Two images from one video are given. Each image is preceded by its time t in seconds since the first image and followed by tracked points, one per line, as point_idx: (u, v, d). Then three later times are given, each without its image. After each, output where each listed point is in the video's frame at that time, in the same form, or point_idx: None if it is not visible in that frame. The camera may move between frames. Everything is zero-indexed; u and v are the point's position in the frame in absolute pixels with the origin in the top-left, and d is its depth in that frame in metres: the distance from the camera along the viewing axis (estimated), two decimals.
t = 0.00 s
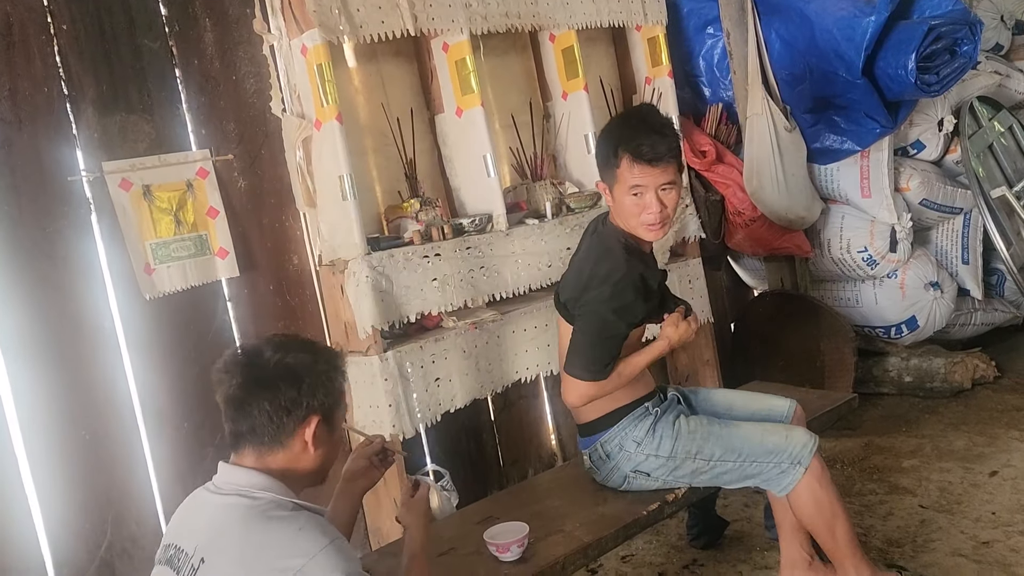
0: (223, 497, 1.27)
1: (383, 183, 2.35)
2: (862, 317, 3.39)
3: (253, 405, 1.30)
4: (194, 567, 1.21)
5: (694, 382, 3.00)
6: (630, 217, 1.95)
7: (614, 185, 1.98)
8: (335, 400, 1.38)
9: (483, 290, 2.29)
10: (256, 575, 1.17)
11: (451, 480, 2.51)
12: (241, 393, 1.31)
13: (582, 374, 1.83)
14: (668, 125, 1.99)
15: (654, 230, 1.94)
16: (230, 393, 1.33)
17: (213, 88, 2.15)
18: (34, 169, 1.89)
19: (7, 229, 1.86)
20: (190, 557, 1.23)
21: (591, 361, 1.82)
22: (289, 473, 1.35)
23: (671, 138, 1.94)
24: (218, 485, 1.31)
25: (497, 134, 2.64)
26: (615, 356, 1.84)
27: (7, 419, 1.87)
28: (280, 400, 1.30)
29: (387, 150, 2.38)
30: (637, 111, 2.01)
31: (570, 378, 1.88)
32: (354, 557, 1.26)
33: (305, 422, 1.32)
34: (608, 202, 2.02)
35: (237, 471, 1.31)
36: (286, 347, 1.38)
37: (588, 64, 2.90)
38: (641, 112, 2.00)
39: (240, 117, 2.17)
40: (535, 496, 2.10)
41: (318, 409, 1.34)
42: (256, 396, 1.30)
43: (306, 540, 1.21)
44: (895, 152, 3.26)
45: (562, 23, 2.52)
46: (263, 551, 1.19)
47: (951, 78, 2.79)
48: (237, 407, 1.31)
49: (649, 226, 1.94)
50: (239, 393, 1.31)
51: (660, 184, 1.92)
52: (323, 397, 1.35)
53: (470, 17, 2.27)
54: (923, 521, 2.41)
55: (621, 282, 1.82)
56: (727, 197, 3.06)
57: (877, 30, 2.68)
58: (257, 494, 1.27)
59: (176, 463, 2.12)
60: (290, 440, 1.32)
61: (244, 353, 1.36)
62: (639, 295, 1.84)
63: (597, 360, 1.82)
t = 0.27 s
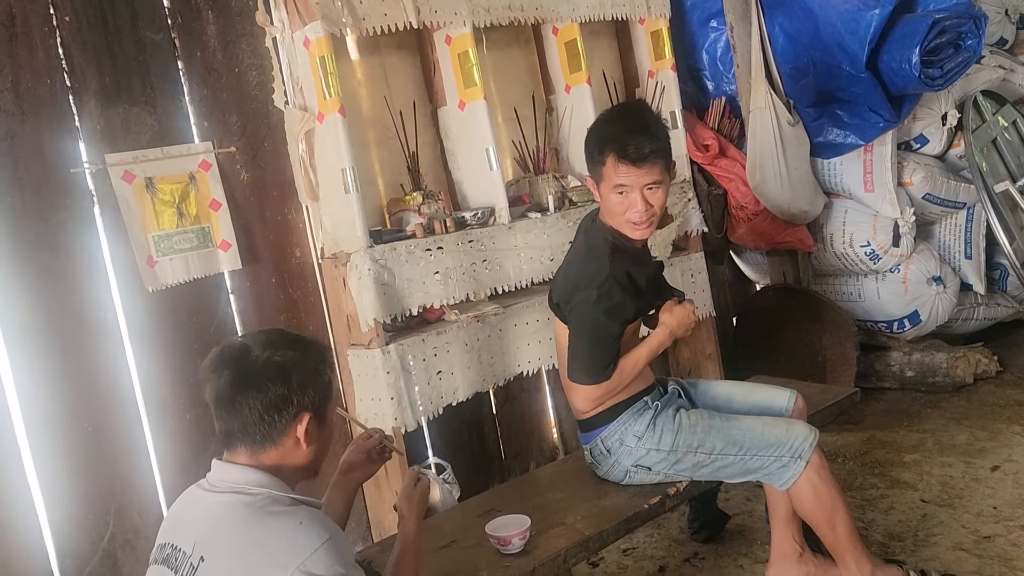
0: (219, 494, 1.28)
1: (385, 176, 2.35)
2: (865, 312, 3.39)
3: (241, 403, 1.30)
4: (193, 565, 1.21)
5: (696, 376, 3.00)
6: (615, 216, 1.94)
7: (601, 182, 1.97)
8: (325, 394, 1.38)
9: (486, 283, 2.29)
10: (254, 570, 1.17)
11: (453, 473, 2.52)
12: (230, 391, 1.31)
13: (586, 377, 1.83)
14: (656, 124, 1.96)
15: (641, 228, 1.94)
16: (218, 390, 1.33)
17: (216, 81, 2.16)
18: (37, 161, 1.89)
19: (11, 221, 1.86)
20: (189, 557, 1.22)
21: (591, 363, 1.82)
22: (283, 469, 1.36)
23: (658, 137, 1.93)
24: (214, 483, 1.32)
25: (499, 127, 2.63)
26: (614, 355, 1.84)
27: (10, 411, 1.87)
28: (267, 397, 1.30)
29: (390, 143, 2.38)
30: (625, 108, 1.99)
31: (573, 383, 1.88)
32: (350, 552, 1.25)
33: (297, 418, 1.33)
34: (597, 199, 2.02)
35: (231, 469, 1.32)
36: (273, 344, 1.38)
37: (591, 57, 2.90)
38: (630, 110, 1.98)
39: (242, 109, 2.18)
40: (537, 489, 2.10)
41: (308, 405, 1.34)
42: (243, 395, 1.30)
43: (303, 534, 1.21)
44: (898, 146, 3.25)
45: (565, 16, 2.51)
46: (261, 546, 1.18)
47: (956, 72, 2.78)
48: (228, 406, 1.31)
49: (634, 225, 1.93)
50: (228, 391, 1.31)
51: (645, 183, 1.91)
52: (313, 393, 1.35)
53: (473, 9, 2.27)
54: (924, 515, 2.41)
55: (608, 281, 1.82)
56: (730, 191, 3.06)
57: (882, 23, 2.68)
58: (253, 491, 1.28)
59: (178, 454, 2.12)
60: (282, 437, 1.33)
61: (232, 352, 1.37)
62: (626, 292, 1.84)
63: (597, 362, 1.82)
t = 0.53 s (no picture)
0: (229, 496, 1.27)
1: (389, 171, 2.35)
2: (869, 308, 3.39)
3: (249, 406, 1.30)
4: (202, 569, 1.21)
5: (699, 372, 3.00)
6: (600, 214, 1.95)
7: (587, 181, 1.97)
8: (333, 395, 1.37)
9: (490, 278, 2.29)
10: None
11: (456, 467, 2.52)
12: (236, 393, 1.31)
13: (599, 373, 1.82)
14: (643, 122, 1.95)
15: (625, 226, 1.92)
16: (224, 391, 1.32)
17: (220, 75, 2.16)
18: (42, 155, 1.89)
19: (16, 215, 1.87)
20: (198, 559, 1.22)
21: (600, 358, 1.81)
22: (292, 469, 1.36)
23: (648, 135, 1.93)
24: (223, 484, 1.31)
25: (503, 122, 2.63)
26: (620, 346, 1.82)
27: (15, 403, 1.87)
28: (275, 400, 1.30)
29: (394, 138, 2.38)
30: (611, 105, 1.98)
31: (589, 382, 1.86)
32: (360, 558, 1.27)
33: (304, 422, 1.32)
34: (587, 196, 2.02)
35: (241, 471, 1.31)
36: (280, 345, 1.36)
37: (596, 52, 2.89)
38: (619, 107, 1.97)
39: (247, 104, 2.17)
40: (541, 483, 2.11)
41: (317, 409, 1.34)
42: (250, 398, 1.30)
43: (315, 540, 1.22)
44: (904, 142, 3.24)
45: (570, 10, 2.51)
46: (275, 553, 1.19)
47: (962, 67, 2.77)
48: (235, 408, 1.31)
49: (618, 224, 1.93)
50: (234, 394, 1.31)
51: (629, 182, 1.90)
52: (320, 395, 1.34)
53: (478, 4, 2.26)
54: (927, 511, 2.41)
55: (599, 272, 1.82)
56: (734, 186, 3.05)
57: (887, 19, 2.67)
58: (264, 495, 1.27)
59: (183, 448, 2.12)
60: (289, 440, 1.32)
61: (240, 353, 1.35)
62: (618, 281, 1.84)
63: (605, 355, 1.80)
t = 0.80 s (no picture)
0: (244, 495, 1.26)
1: (394, 165, 2.35)
2: (873, 303, 3.38)
3: (264, 408, 1.30)
4: (219, 568, 1.20)
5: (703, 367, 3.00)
6: (603, 206, 1.95)
7: (589, 173, 1.97)
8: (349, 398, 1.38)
9: (494, 272, 2.29)
10: None
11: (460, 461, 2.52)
12: (252, 394, 1.31)
13: (607, 356, 1.79)
14: (647, 115, 1.94)
15: (628, 219, 1.93)
16: (241, 392, 1.32)
17: (225, 69, 2.16)
18: (48, 148, 1.89)
19: (22, 208, 1.87)
20: (214, 559, 1.22)
21: (607, 340, 1.78)
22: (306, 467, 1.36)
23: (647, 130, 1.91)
24: (238, 482, 1.30)
25: (508, 116, 2.63)
26: (625, 327, 1.80)
27: (21, 396, 1.88)
28: (292, 402, 1.30)
29: (399, 132, 2.38)
30: (612, 97, 1.97)
31: (598, 369, 1.81)
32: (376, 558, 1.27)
33: (321, 425, 1.33)
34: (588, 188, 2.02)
35: (256, 470, 1.30)
36: (297, 346, 1.36)
37: (601, 47, 2.89)
38: (622, 99, 1.96)
39: (251, 97, 2.19)
40: (545, 478, 2.11)
41: (334, 412, 1.34)
42: (266, 399, 1.30)
43: (332, 542, 1.21)
44: (909, 137, 3.23)
45: (575, 5, 2.51)
46: (292, 555, 1.18)
47: (968, 62, 2.76)
48: (252, 407, 1.31)
49: (622, 216, 1.93)
50: (251, 394, 1.31)
51: (633, 175, 1.90)
52: (336, 398, 1.35)
53: None
54: (931, 507, 2.41)
55: (599, 255, 1.83)
56: (739, 181, 3.05)
57: (893, 13, 2.66)
58: (280, 494, 1.27)
59: (188, 441, 2.13)
60: (306, 442, 1.33)
61: (258, 354, 1.35)
62: (618, 264, 1.84)
63: (611, 335, 1.78)
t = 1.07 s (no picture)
0: (252, 493, 1.26)
1: (397, 160, 2.35)
2: (877, 300, 3.38)
3: (275, 408, 1.30)
4: (226, 565, 1.21)
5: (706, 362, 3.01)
6: (614, 199, 1.95)
7: (602, 165, 1.96)
8: (360, 399, 1.38)
9: (498, 267, 2.29)
10: None
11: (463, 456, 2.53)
12: (264, 393, 1.31)
13: (617, 342, 1.77)
14: (660, 110, 1.94)
15: (639, 213, 1.93)
16: (252, 390, 1.32)
17: (229, 63, 2.16)
18: (53, 143, 1.90)
19: (26, 202, 1.87)
20: (222, 556, 1.22)
21: (616, 325, 1.77)
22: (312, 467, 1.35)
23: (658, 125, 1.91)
24: (246, 479, 1.30)
25: (511, 111, 2.63)
26: (633, 313, 1.80)
27: (25, 389, 1.88)
28: (304, 403, 1.30)
29: (402, 127, 2.37)
30: (627, 91, 1.97)
31: (609, 357, 1.79)
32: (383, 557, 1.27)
33: (332, 426, 1.33)
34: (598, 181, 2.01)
35: (265, 467, 1.30)
36: (310, 346, 1.35)
37: (605, 42, 2.88)
38: (634, 94, 1.96)
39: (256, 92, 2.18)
40: (548, 473, 2.11)
41: (346, 413, 1.35)
42: (278, 399, 1.30)
43: (341, 541, 1.21)
44: (914, 134, 3.23)
45: None
46: (301, 554, 1.18)
47: (973, 58, 2.75)
48: (262, 406, 1.31)
49: (632, 209, 1.93)
50: (262, 394, 1.31)
51: (646, 169, 1.90)
52: (348, 398, 1.35)
53: None
54: (934, 503, 2.41)
55: (604, 243, 1.83)
56: (743, 177, 3.05)
57: (898, 9, 2.65)
58: (288, 491, 1.26)
59: (191, 435, 2.14)
60: (317, 444, 1.33)
61: (268, 353, 1.35)
62: (623, 252, 1.85)
63: (620, 321, 1.77)
